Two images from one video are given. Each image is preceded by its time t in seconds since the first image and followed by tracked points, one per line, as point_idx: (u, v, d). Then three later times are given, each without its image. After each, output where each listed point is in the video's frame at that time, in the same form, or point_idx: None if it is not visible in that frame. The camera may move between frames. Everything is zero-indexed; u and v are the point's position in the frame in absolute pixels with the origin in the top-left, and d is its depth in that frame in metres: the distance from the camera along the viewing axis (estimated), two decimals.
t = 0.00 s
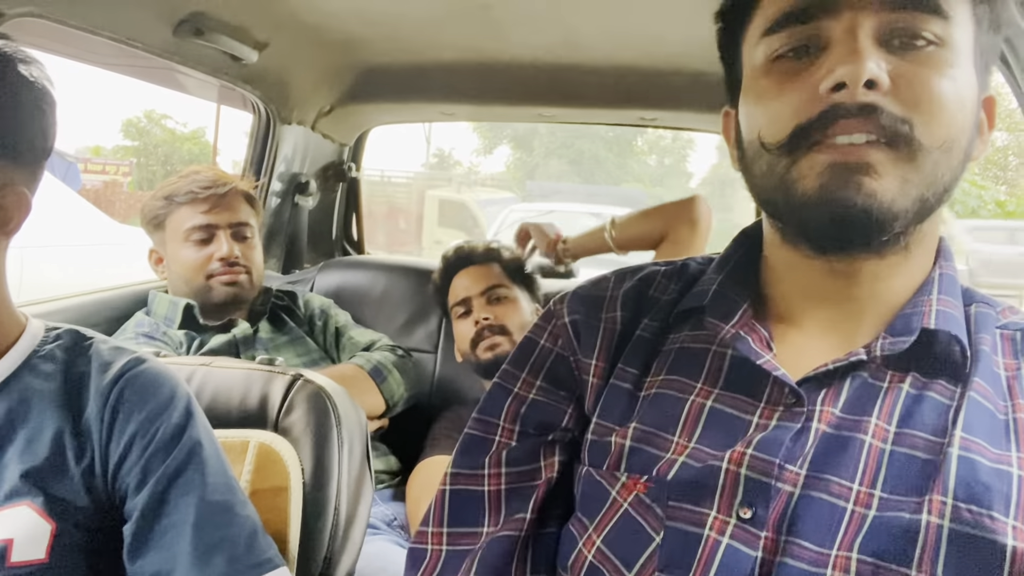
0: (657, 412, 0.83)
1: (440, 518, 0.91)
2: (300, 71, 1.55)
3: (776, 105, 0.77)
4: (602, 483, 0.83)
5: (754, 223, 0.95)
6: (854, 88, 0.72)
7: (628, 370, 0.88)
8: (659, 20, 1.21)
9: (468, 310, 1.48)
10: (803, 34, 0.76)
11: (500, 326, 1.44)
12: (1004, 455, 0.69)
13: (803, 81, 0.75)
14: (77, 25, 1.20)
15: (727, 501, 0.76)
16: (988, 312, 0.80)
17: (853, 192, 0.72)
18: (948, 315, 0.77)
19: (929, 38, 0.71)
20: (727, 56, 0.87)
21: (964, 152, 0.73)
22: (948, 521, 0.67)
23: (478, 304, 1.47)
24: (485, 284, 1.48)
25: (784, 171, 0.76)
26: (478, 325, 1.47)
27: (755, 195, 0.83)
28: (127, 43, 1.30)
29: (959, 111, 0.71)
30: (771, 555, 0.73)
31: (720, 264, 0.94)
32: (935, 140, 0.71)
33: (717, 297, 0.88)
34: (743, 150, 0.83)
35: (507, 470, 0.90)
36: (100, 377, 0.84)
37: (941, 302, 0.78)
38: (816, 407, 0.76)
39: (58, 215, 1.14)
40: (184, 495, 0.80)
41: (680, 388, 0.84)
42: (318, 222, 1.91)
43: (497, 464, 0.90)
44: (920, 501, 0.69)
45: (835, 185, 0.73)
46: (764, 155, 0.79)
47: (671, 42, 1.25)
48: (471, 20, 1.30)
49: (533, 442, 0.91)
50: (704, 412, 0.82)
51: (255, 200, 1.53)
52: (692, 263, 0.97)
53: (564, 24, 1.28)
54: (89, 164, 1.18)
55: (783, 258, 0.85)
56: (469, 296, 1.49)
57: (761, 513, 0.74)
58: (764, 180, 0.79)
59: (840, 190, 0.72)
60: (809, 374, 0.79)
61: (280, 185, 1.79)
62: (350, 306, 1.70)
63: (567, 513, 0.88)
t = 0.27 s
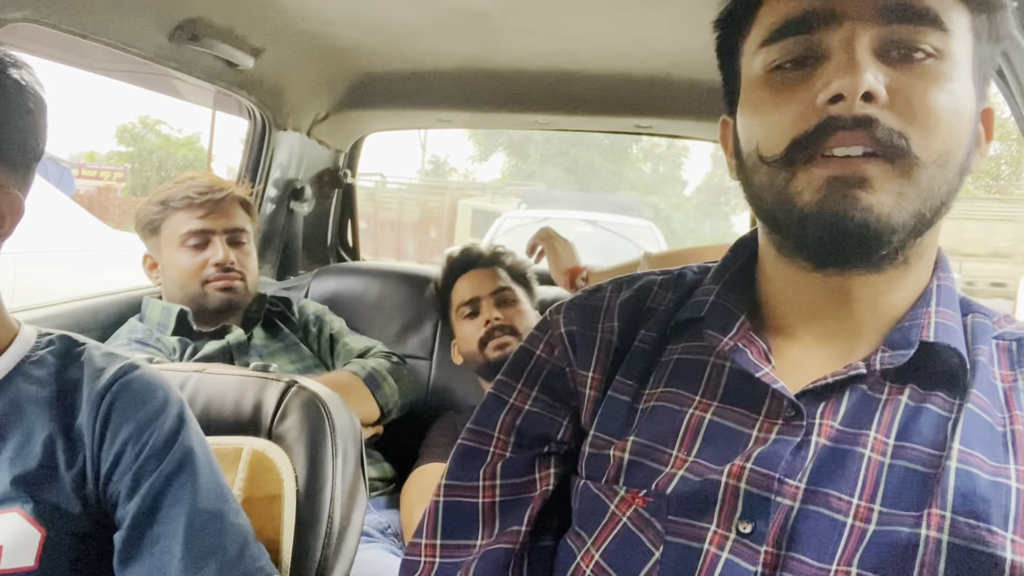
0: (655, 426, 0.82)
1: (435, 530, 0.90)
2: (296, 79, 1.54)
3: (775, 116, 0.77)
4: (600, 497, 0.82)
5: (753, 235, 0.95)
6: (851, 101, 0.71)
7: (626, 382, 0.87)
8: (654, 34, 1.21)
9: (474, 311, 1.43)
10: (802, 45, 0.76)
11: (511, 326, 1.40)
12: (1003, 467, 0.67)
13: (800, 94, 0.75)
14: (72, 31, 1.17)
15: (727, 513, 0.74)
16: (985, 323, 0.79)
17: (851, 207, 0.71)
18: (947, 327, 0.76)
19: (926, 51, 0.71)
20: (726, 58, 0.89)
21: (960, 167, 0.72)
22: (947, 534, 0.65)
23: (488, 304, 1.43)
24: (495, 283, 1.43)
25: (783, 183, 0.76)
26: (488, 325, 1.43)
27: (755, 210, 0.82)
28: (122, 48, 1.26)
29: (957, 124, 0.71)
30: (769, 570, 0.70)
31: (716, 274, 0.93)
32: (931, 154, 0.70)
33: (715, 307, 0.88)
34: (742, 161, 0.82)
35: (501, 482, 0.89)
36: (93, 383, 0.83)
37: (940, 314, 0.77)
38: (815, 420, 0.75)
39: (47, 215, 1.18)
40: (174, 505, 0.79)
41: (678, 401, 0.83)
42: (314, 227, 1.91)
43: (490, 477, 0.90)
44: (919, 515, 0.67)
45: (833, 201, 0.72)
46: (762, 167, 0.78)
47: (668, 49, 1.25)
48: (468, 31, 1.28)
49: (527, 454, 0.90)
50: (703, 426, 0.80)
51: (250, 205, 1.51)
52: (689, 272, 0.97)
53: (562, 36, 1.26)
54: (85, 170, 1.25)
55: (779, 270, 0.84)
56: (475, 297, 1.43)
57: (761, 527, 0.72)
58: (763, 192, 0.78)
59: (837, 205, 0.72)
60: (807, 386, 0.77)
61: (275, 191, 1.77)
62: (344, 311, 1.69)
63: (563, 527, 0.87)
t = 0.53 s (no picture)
0: (644, 431, 0.82)
1: (425, 534, 0.90)
2: (296, 81, 1.54)
3: (777, 119, 0.77)
4: (588, 501, 0.82)
5: (745, 235, 0.95)
6: (853, 107, 0.72)
7: (616, 386, 0.86)
8: (653, 35, 1.21)
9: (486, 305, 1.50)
10: (804, 48, 0.76)
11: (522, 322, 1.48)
12: (988, 473, 0.67)
13: (803, 97, 0.75)
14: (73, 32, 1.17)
15: (714, 521, 0.74)
16: (972, 327, 0.79)
17: (848, 219, 0.71)
18: (935, 333, 0.76)
19: (929, 59, 0.71)
20: (726, 56, 0.88)
21: (957, 179, 0.72)
22: (933, 540, 0.65)
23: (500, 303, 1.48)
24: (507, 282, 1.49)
25: (780, 189, 0.76)
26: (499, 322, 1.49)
27: (754, 217, 0.82)
28: (124, 51, 1.26)
29: (954, 135, 0.71)
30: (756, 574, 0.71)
31: (707, 278, 0.93)
32: (929, 165, 0.70)
33: (706, 311, 0.88)
34: (739, 163, 0.82)
35: (487, 487, 0.89)
36: (93, 385, 0.83)
37: (928, 321, 0.77)
38: (803, 426, 0.75)
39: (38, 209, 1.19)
40: (175, 509, 0.78)
41: (666, 405, 0.83)
42: (314, 229, 1.91)
43: (476, 483, 0.90)
44: (905, 520, 0.67)
45: (829, 209, 0.72)
46: (760, 169, 0.79)
47: (669, 50, 1.25)
48: (467, 32, 1.28)
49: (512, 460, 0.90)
50: (692, 431, 0.80)
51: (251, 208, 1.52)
52: (679, 275, 0.97)
53: (562, 37, 1.26)
54: (84, 173, 1.27)
55: (771, 275, 0.84)
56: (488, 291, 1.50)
57: (748, 533, 0.72)
58: (760, 196, 0.78)
59: (833, 213, 0.72)
60: (796, 392, 0.77)
61: (276, 194, 1.78)
62: (343, 312, 1.70)
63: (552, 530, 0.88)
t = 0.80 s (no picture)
0: (638, 424, 0.81)
1: (450, 526, 0.86)
2: (298, 80, 1.54)
3: (774, 125, 0.77)
4: (584, 492, 0.81)
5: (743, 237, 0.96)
6: (849, 118, 0.71)
7: (614, 376, 0.86)
8: (654, 32, 1.21)
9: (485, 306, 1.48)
10: (802, 55, 0.76)
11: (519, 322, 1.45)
12: (979, 473, 0.67)
13: (800, 106, 0.75)
14: (74, 33, 1.17)
15: (708, 516, 0.74)
16: (968, 329, 0.79)
17: (845, 217, 0.71)
18: (931, 335, 0.75)
19: (927, 69, 0.71)
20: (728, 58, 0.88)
21: (955, 185, 0.72)
22: (924, 538, 0.65)
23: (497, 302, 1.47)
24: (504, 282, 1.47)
25: (777, 193, 0.75)
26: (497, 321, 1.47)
27: (752, 221, 0.82)
28: (125, 50, 1.26)
29: (951, 143, 0.71)
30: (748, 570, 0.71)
31: (707, 277, 0.92)
32: (926, 171, 0.70)
33: (704, 310, 0.87)
34: (739, 168, 0.82)
35: (512, 472, 0.87)
36: (89, 385, 0.83)
37: (924, 323, 0.77)
38: (798, 424, 0.75)
39: (33, 200, 1.22)
40: (174, 508, 0.78)
41: (663, 398, 0.82)
42: (316, 228, 1.92)
43: (500, 467, 0.87)
44: (897, 518, 0.67)
45: (827, 211, 0.72)
46: (756, 174, 0.78)
47: (670, 48, 1.25)
48: (467, 31, 1.27)
49: (530, 445, 0.88)
50: (688, 424, 0.80)
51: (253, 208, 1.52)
52: (679, 273, 0.97)
53: (563, 36, 1.26)
54: (88, 172, 1.29)
55: (767, 273, 0.85)
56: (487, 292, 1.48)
57: (743, 530, 0.72)
58: (758, 200, 0.78)
59: (830, 215, 0.72)
60: (791, 390, 0.77)
61: (278, 192, 1.78)
62: (344, 311, 1.70)
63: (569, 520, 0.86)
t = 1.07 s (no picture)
0: (646, 408, 0.82)
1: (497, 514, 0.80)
2: (300, 77, 1.54)
3: (771, 127, 0.76)
4: (590, 480, 0.80)
5: (748, 233, 0.95)
6: (843, 120, 0.71)
7: (621, 361, 0.86)
8: (654, 30, 1.21)
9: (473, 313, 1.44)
10: (797, 56, 0.76)
11: (507, 329, 1.41)
12: (986, 469, 0.67)
13: (796, 108, 0.75)
14: (76, 30, 1.17)
15: (714, 506, 0.74)
16: (973, 327, 0.79)
17: (844, 216, 0.71)
18: (938, 331, 0.75)
19: (923, 66, 0.71)
20: (728, 55, 0.87)
21: (957, 181, 0.71)
22: (929, 533, 0.65)
23: (484, 307, 1.43)
24: (490, 285, 1.43)
25: (776, 193, 0.75)
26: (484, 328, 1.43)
27: (754, 220, 0.82)
28: (127, 48, 1.26)
29: (950, 140, 0.70)
30: (752, 562, 0.71)
31: (714, 268, 0.92)
32: (925, 168, 0.70)
33: (713, 299, 0.87)
34: (740, 170, 0.82)
35: (552, 458, 0.81)
36: (93, 382, 0.84)
37: (931, 319, 0.76)
38: (804, 415, 0.75)
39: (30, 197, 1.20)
40: (178, 504, 0.79)
41: (671, 384, 0.82)
42: (318, 226, 1.92)
43: (541, 454, 0.81)
44: (902, 512, 0.67)
45: (826, 211, 0.72)
46: (756, 175, 0.78)
47: (671, 46, 1.25)
48: (468, 28, 1.27)
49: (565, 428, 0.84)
50: (695, 411, 0.80)
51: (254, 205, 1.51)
52: (685, 266, 0.96)
53: (564, 33, 1.26)
54: (89, 170, 1.29)
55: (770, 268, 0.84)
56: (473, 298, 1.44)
57: (750, 520, 0.72)
58: (758, 201, 0.78)
59: (829, 215, 0.72)
60: (798, 381, 0.77)
61: (280, 190, 1.78)
62: (346, 308, 1.70)
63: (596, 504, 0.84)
